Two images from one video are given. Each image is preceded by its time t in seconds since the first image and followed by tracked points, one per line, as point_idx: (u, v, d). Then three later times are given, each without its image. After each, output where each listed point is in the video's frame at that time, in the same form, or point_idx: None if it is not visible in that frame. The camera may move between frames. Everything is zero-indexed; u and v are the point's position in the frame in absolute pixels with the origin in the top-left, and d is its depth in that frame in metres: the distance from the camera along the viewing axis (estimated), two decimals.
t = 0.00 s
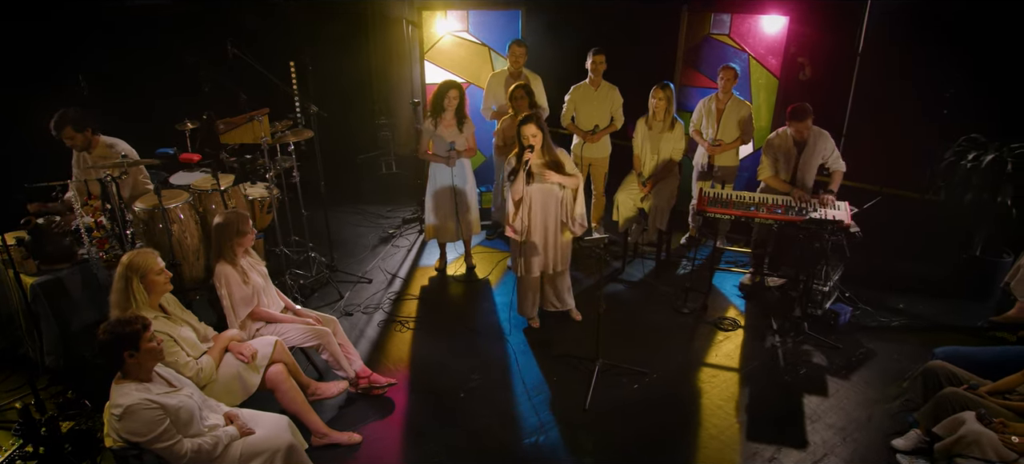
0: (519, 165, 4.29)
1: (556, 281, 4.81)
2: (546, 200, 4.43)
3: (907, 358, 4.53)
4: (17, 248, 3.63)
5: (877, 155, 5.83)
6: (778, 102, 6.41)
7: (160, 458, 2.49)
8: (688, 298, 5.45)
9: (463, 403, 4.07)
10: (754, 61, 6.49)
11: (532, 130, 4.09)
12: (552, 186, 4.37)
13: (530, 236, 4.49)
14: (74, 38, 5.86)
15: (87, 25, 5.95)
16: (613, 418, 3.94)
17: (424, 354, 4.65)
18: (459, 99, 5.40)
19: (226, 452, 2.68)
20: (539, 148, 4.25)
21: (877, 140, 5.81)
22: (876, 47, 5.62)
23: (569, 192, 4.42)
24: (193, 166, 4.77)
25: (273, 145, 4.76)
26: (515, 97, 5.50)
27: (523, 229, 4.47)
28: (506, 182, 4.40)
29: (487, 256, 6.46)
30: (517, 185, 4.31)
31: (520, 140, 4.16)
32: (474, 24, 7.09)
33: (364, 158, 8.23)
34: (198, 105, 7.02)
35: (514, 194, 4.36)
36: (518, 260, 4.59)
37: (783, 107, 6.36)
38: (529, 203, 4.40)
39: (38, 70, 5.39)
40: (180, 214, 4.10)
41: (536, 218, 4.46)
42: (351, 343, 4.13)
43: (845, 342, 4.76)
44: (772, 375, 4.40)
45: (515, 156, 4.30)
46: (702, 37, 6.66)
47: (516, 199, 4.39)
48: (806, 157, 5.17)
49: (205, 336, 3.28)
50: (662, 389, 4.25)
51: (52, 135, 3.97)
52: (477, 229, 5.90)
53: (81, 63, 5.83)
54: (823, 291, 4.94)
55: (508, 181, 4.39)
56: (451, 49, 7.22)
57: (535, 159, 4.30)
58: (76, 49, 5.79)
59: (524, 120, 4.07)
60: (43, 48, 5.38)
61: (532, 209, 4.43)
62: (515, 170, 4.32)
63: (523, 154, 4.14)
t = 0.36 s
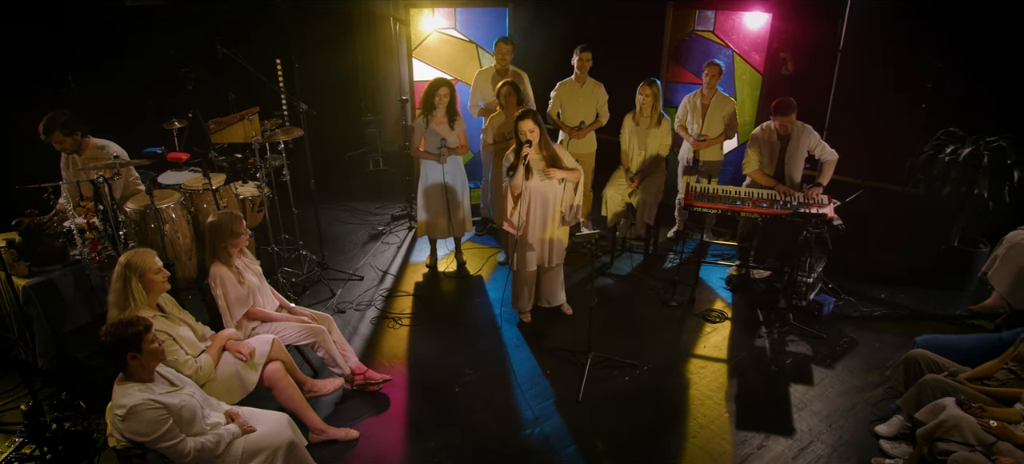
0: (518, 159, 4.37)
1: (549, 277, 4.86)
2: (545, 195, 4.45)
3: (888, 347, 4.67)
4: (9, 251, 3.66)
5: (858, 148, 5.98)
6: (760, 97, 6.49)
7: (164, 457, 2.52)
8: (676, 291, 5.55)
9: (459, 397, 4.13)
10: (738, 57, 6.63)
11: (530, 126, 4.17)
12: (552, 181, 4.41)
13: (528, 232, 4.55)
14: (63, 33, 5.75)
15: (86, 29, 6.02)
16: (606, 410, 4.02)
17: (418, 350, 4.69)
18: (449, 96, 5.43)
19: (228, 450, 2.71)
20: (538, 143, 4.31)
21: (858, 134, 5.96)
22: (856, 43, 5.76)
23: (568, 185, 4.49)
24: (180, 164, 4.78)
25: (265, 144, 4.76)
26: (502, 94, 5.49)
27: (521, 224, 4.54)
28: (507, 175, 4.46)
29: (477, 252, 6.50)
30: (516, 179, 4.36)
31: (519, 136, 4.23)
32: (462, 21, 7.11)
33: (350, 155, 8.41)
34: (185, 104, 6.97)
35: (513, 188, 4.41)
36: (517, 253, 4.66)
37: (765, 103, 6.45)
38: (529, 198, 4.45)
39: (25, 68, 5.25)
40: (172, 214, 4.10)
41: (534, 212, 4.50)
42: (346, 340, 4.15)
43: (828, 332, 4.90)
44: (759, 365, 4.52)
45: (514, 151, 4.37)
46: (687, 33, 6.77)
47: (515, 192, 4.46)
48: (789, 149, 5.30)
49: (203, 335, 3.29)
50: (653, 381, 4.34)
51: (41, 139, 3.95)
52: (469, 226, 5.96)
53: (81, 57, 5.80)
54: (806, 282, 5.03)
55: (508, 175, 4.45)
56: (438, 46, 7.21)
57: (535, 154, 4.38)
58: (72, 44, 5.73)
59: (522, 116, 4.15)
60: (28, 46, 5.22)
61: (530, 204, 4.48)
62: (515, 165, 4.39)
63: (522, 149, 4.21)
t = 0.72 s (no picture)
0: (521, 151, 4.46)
1: (546, 268, 4.96)
2: (547, 186, 4.56)
3: (867, 334, 4.83)
4: None
5: (837, 141, 6.13)
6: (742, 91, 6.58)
7: (165, 456, 2.54)
8: (662, 283, 5.66)
9: (451, 391, 4.18)
10: (720, 52, 6.68)
11: (530, 116, 4.31)
12: (553, 173, 4.54)
13: (528, 223, 4.63)
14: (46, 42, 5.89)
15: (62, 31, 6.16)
16: (597, 400, 4.11)
17: (410, 345, 4.73)
18: (438, 93, 5.49)
19: (228, 447, 2.74)
20: (539, 135, 4.44)
21: (837, 127, 6.12)
22: (833, 37, 5.90)
23: (568, 177, 4.62)
24: (167, 164, 4.89)
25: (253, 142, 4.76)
26: (489, 90, 5.45)
27: (523, 215, 4.62)
28: (508, 168, 4.54)
29: (465, 247, 6.55)
30: (521, 170, 4.46)
31: (519, 128, 4.36)
32: (446, 18, 7.04)
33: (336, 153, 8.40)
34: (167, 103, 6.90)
35: (516, 181, 4.50)
36: (516, 246, 4.73)
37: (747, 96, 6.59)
38: (531, 190, 4.54)
39: (13, 77, 5.57)
40: (162, 215, 4.08)
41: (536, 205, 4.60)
42: (338, 337, 4.18)
43: (810, 321, 5.04)
44: (743, 354, 4.64)
45: (516, 144, 4.47)
46: (669, 29, 6.83)
47: (518, 185, 4.55)
48: (772, 142, 5.42)
49: (199, 335, 3.31)
50: (641, 371, 4.44)
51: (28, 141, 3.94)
52: (459, 223, 6.00)
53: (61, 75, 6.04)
54: (789, 273, 5.18)
55: (510, 168, 4.54)
56: (422, 43, 7.13)
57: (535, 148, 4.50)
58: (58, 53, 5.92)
59: (523, 107, 4.29)
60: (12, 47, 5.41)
61: (532, 196, 4.57)
62: (518, 156, 4.48)
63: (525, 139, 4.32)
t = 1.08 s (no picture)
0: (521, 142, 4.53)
1: (537, 259, 5.04)
2: (543, 177, 4.70)
3: (846, 321, 5.00)
4: None
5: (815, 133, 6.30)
6: (722, 85, 6.65)
7: (165, 454, 2.56)
8: (647, 275, 5.76)
9: (443, 384, 4.23)
10: (700, 47, 6.75)
11: (526, 110, 4.42)
12: (547, 169, 4.70)
13: (523, 216, 4.72)
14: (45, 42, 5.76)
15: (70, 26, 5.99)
16: (588, 389, 4.20)
17: (400, 340, 4.77)
18: (425, 90, 5.51)
19: (228, 443, 2.76)
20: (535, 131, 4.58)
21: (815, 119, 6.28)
22: (811, 32, 6.07)
23: (558, 173, 4.79)
24: (151, 163, 4.95)
25: (239, 140, 4.73)
26: (476, 86, 5.49)
27: (521, 208, 4.68)
28: (507, 162, 4.59)
29: (452, 241, 6.59)
30: (520, 162, 4.52)
31: (515, 121, 4.45)
32: (431, 13, 6.84)
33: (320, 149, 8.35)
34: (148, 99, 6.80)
35: (515, 175, 4.56)
36: (510, 239, 4.80)
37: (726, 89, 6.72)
38: (527, 184, 4.64)
39: None
40: (150, 215, 4.07)
41: (533, 197, 4.72)
42: (330, 333, 4.21)
43: (791, 309, 5.20)
44: (728, 342, 4.77)
45: (512, 139, 4.56)
46: (649, 25, 6.89)
47: (518, 179, 4.60)
48: (753, 140, 5.57)
49: (192, 334, 3.33)
50: (629, 361, 4.54)
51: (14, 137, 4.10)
52: (448, 218, 6.04)
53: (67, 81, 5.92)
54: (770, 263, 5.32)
55: (508, 162, 4.58)
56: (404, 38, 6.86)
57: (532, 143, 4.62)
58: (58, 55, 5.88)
59: (519, 101, 4.41)
60: None
61: (530, 189, 4.67)
62: (516, 150, 4.56)
63: (524, 132, 4.43)
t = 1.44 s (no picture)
0: (505, 139, 4.59)
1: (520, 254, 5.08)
2: (527, 174, 4.74)
3: (824, 307, 5.16)
4: None
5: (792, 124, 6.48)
6: (702, 77, 6.78)
7: (164, 450, 2.59)
8: (631, 265, 5.87)
9: (434, 377, 4.28)
10: (680, 40, 6.83)
11: (511, 106, 4.50)
12: (528, 162, 4.72)
13: (508, 211, 4.78)
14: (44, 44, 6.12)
15: (72, 27, 6.36)
16: (577, 378, 4.30)
17: (391, 333, 4.82)
18: (410, 85, 5.53)
19: (226, 438, 2.79)
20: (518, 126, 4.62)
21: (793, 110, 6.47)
22: (788, 25, 6.24)
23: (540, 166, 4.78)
24: (133, 161, 4.91)
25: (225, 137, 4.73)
26: (465, 81, 5.61)
27: (508, 203, 4.75)
28: (491, 157, 4.64)
29: (439, 236, 6.62)
30: (505, 157, 4.57)
31: (500, 118, 4.53)
32: (412, 8, 6.76)
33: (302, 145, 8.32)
34: (128, 95, 6.72)
35: (500, 170, 4.61)
36: (497, 233, 4.87)
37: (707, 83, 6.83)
38: (511, 179, 4.69)
39: None
40: (137, 214, 4.06)
41: (517, 193, 4.77)
42: (321, 328, 4.24)
43: (772, 297, 5.35)
44: (711, 330, 4.90)
45: (495, 134, 4.61)
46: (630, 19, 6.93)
47: (501, 174, 4.65)
48: (737, 132, 5.67)
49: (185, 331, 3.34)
50: (616, 350, 4.65)
51: None
52: (433, 213, 6.08)
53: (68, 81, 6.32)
54: (751, 252, 5.45)
55: (491, 158, 4.64)
56: (385, 32, 6.73)
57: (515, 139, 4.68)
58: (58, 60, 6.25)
59: (503, 97, 4.49)
60: None
61: (514, 185, 4.73)
62: (500, 146, 4.61)
63: (508, 127, 4.49)
